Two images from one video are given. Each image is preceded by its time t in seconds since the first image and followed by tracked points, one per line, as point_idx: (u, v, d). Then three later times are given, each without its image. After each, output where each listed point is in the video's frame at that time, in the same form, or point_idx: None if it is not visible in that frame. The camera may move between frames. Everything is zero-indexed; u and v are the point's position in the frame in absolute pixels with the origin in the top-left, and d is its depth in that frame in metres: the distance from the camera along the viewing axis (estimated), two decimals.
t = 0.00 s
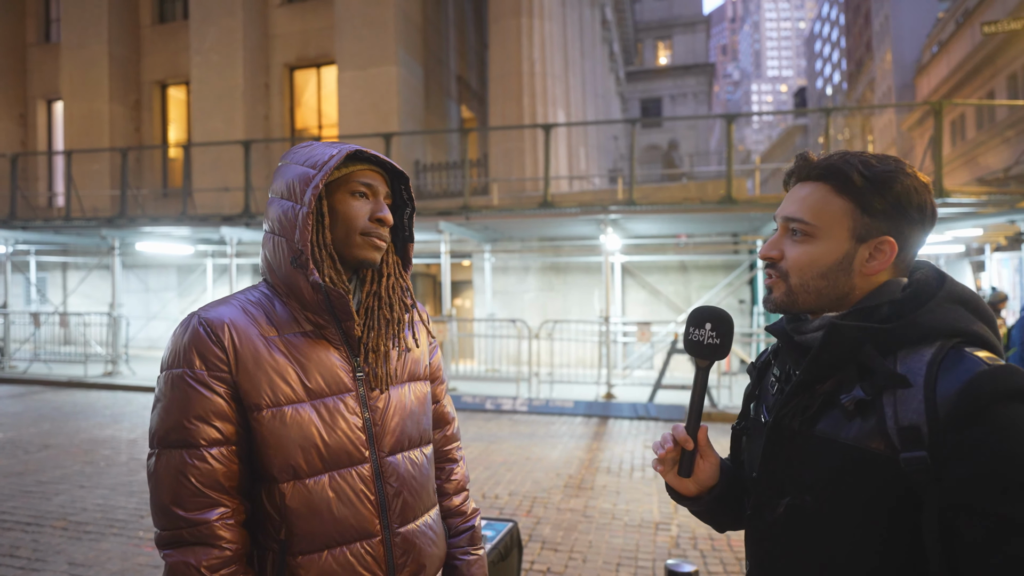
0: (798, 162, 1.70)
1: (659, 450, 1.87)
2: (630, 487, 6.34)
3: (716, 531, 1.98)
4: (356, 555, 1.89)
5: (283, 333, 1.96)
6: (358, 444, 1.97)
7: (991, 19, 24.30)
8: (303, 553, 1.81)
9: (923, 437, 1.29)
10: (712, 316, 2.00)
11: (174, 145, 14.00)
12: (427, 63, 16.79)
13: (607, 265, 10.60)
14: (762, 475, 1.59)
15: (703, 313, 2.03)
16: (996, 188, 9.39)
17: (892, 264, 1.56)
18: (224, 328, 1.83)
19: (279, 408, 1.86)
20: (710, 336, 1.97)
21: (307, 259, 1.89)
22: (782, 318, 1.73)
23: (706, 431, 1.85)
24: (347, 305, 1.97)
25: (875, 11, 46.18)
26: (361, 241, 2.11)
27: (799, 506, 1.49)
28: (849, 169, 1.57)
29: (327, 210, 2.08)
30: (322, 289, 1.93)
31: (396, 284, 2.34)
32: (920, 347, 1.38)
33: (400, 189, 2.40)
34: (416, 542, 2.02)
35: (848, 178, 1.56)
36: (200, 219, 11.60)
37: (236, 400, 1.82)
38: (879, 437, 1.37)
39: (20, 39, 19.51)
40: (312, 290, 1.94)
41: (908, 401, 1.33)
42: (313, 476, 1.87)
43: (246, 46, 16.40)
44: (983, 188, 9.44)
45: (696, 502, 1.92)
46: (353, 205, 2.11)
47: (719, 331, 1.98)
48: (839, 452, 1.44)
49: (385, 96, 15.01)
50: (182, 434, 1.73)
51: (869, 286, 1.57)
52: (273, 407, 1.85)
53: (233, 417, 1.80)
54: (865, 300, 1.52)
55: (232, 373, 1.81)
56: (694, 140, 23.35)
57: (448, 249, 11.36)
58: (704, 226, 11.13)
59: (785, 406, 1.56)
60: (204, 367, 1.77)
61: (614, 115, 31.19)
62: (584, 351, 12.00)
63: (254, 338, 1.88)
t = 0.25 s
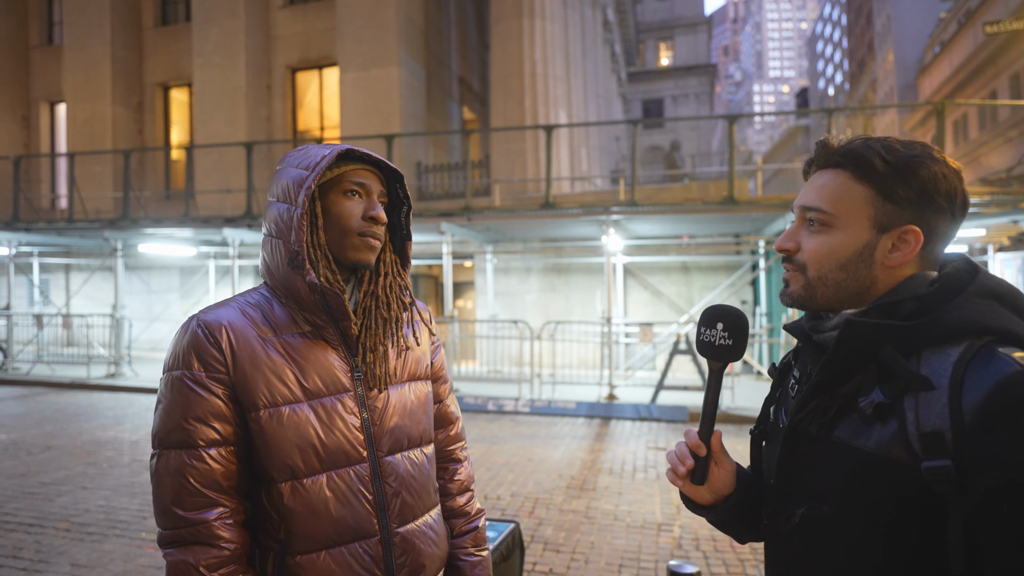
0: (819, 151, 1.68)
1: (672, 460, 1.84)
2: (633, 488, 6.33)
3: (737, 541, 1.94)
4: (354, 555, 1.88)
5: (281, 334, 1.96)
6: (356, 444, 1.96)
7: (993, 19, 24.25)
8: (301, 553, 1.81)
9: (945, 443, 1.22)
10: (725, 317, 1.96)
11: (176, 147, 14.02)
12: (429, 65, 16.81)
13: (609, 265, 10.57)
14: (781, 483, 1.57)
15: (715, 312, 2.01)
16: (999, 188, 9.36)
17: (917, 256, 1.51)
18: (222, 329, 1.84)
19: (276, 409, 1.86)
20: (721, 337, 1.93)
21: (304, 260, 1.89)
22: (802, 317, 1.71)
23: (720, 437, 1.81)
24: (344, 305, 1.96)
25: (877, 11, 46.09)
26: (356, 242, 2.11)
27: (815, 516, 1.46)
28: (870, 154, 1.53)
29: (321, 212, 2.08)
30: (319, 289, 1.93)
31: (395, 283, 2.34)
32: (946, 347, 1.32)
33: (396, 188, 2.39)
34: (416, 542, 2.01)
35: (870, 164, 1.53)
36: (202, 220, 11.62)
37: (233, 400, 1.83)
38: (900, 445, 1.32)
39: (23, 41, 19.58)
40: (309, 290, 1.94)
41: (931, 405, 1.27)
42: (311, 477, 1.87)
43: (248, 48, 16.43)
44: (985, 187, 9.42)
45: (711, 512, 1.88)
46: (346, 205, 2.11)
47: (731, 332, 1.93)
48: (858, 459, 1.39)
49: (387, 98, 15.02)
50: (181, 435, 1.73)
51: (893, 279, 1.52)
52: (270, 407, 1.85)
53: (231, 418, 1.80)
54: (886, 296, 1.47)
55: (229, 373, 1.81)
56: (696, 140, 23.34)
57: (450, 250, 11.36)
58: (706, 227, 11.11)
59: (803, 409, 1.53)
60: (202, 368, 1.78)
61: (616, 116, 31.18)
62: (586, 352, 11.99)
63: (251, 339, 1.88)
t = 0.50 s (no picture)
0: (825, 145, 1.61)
1: (695, 473, 1.76)
2: (635, 489, 6.31)
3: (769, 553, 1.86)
4: (356, 557, 1.87)
5: (287, 335, 1.95)
6: (360, 445, 1.94)
7: (995, 18, 24.23)
8: (304, 553, 1.81)
9: (969, 464, 1.15)
10: (734, 324, 1.89)
11: (178, 148, 14.02)
12: (430, 65, 16.80)
13: (610, 266, 10.56)
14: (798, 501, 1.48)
15: (724, 320, 1.94)
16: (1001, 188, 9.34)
17: (931, 249, 1.40)
18: (228, 329, 1.83)
19: (280, 408, 1.85)
20: (732, 346, 1.87)
21: (311, 260, 1.88)
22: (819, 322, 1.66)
23: (739, 448, 1.72)
24: (348, 306, 1.95)
25: (879, 11, 46.01)
26: (360, 244, 2.10)
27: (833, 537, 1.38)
28: (872, 146, 1.47)
29: (328, 213, 2.08)
30: (323, 289, 1.91)
31: (401, 288, 2.35)
32: (967, 355, 1.24)
33: (405, 192, 2.39)
34: (420, 545, 1.98)
35: (873, 156, 1.46)
36: (204, 221, 11.62)
37: (239, 400, 1.82)
38: (921, 463, 1.23)
39: (25, 43, 19.61)
40: (314, 291, 1.93)
41: (952, 422, 1.19)
42: (315, 477, 1.86)
43: (249, 49, 16.44)
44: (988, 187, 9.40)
45: (737, 525, 1.83)
46: (353, 207, 2.10)
47: (741, 340, 1.86)
48: (879, 478, 1.31)
49: (388, 99, 15.03)
50: (186, 434, 1.72)
51: (907, 277, 1.42)
52: (274, 407, 1.84)
53: (236, 418, 1.80)
54: (904, 300, 1.38)
55: (235, 373, 1.81)
56: (698, 140, 23.32)
57: (452, 250, 11.35)
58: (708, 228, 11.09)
59: (821, 421, 1.45)
60: (207, 368, 1.77)
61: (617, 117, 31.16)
62: (588, 353, 11.97)
63: (257, 339, 1.87)
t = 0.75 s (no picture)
0: (830, 140, 1.58)
1: (699, 474, 1.77)
2: (637, 490, 6.31)
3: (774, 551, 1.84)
4: (361, 557, 1.87)
5: (294, 334, 1.95)
6: (367, 445, 1.94)
7: (998, 18, 24.19)
8: (310, 552, 1.81)
9: (989, 479, 1.13)
10: (736, 323, 1.89)
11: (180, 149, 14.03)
12: (432, 66, 16.81)
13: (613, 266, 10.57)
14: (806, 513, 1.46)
15: (726, 320, 1.93)
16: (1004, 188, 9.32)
17: (944, 252, 1.38)
18: (236, 328, 1.84)
19: (288, 408, 1.85)
20: (736, 346, 1.86)
21: (319, 260, 1.89)
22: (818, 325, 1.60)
23: (741, 450, 1.72)
24: (356, 306, 1.95)
25: (880, 11, 45.93)
26: (368, 244, 2.10)
27: (847, 547, 1.34)
28: (882, 142, 1.43)
29: (337, 212, 2.08)
30: (332, 289, 1.92)
31: (409, 289, 2.35)
32: (985, 365, 1.23)
33: (413, 192, 2.40)
34: (427, 546, 1.98)
35: (883, 154, 1.42)
36: (206, 222, 11.63)
37: (246, 399, 1.82)
38: (937, 476, 1.22)
39: (28, 45, 19.66)
40: (322, 291, 1.93)
41: (969, 436, 1.18)
42: (321, 476, 1.86)
43: (251, 50, 16.47)
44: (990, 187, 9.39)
45: (742, 528, 1.81)
46: (361, 208, 2.11)
47: (743, 340, 1.86)
48: (893, 489, 1.28)
49: (390, 99, 15.05)
50: (192, 432, 1.73)
51: (920, 280, 1.40)
52: (281, 406, 1.84)
53: (243, 416, 1.80)
54: (914, 305, 1.37)
55: (242, 372, 1.81)
56: (700, 141, 23.32)
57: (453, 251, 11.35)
58: (709, 228, 11.08)
59: (828, 429, 1.41)
60: (216, 366, 1.78)
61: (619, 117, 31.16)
62: (590, 353, 11.96)
63: (264, 339, 1.87)
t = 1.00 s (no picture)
0: (825, 139, 1.54)
1: (690, 473, 1.70)
2: (640, 491, 6.28)
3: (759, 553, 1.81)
4: (369, 560, 1.84)
5: (298, 335, 1.93)
6: (373, 446, 1.92)
7: (1000, 17, 24.15)
8: (316, 555, 1.77)
9: (994, 475, 1.11)
10: (734, 320, 1.83)
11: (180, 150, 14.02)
12: (433, 66, 16.80)
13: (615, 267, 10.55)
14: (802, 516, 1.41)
15: (722, 316, 1.88)
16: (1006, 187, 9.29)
17: (942, 249, 1.37)
18: (240, 329, 1.81)
19: (293, 410, 1.82)
20: (729, 339, 1.82)
21: (320, 261, 1.86)
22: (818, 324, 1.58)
23: (734, 448, 1.67)
24: (358, 307, 1.92)
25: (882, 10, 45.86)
26: (368, 245, 2.07)
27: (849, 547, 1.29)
28: (883, 141, 1.40)
29: (338, 213, 2.05)
30: (333, 290, 1.89)
31: (413, 289, 2.34)
32: (986, 361, 1.20)
33: (415, 192, 2.38)
34: (433, 548, 1.95)
35: (882, 152, 1.39)
36: (207, 223, 11.61)
37: (250, 401, 1.79)
38: (940, 472, 1.19)
39: (29, 46, 19.66)
40: (324, 292, 1.91)
41: (974, 431, 1.15)
42: (327, 479, 1.83)
43: (252, 51, 16.46)
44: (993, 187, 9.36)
45: (730, 527, 1.79)
46: (363, 208, 2.08)
47: (740, 337, 1.80)
48: (895, 489, 1.24)
49: (391, 100, 15.04)
50: (196, 435, 1.70)
51: (919, 278, 1.38)
52: (286, 408, 1.81)
53: (248, 418, 1.77)
54: (914, 302, 1.35)
55: (247, 374, 1.78)
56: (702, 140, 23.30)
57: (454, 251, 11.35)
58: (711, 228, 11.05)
59: (825, 430, 1.38)
60: (219, 368, 1.75)
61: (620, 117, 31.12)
62: (591, 354, 11.92)
63: (268, 340, 1.85)
